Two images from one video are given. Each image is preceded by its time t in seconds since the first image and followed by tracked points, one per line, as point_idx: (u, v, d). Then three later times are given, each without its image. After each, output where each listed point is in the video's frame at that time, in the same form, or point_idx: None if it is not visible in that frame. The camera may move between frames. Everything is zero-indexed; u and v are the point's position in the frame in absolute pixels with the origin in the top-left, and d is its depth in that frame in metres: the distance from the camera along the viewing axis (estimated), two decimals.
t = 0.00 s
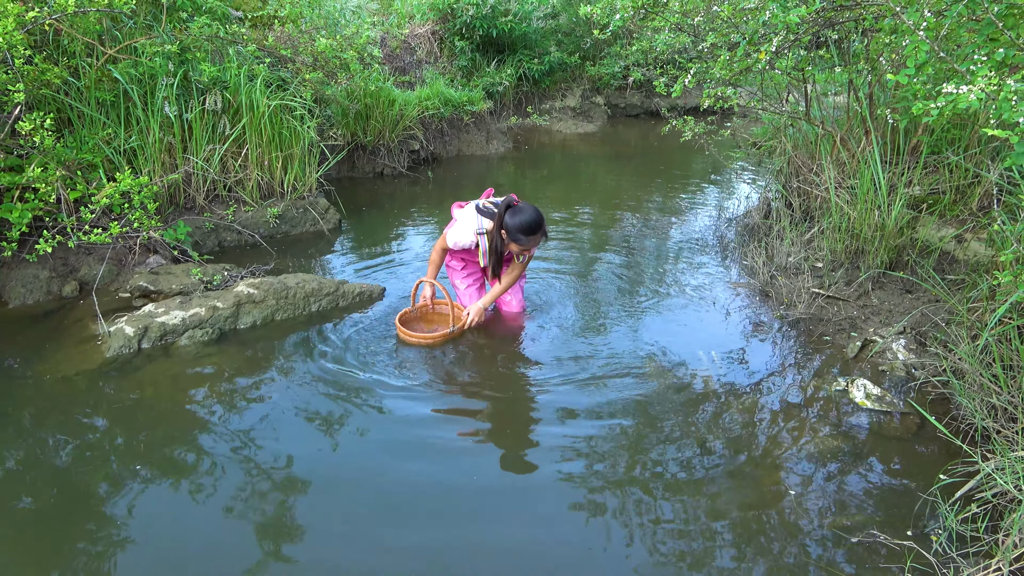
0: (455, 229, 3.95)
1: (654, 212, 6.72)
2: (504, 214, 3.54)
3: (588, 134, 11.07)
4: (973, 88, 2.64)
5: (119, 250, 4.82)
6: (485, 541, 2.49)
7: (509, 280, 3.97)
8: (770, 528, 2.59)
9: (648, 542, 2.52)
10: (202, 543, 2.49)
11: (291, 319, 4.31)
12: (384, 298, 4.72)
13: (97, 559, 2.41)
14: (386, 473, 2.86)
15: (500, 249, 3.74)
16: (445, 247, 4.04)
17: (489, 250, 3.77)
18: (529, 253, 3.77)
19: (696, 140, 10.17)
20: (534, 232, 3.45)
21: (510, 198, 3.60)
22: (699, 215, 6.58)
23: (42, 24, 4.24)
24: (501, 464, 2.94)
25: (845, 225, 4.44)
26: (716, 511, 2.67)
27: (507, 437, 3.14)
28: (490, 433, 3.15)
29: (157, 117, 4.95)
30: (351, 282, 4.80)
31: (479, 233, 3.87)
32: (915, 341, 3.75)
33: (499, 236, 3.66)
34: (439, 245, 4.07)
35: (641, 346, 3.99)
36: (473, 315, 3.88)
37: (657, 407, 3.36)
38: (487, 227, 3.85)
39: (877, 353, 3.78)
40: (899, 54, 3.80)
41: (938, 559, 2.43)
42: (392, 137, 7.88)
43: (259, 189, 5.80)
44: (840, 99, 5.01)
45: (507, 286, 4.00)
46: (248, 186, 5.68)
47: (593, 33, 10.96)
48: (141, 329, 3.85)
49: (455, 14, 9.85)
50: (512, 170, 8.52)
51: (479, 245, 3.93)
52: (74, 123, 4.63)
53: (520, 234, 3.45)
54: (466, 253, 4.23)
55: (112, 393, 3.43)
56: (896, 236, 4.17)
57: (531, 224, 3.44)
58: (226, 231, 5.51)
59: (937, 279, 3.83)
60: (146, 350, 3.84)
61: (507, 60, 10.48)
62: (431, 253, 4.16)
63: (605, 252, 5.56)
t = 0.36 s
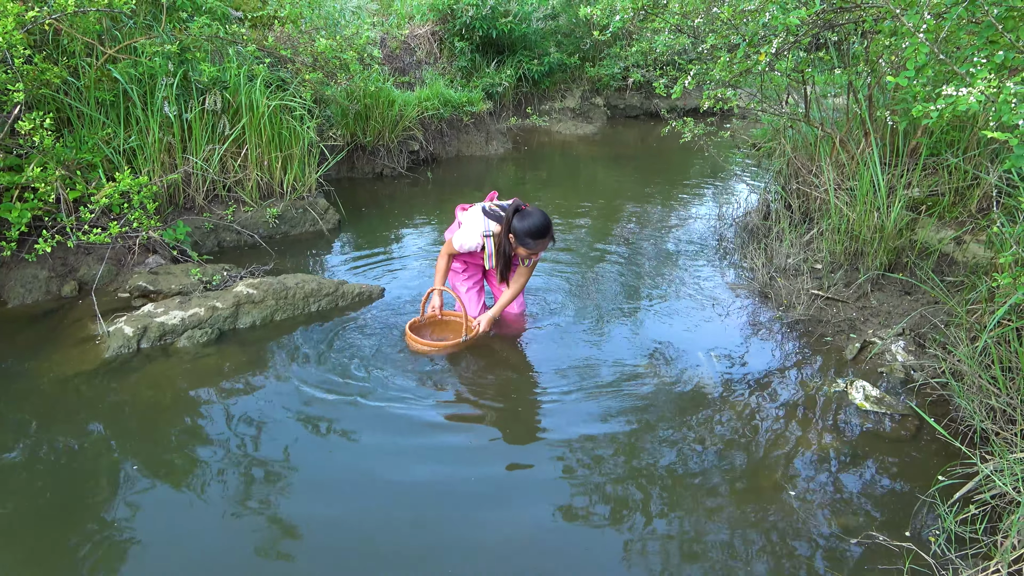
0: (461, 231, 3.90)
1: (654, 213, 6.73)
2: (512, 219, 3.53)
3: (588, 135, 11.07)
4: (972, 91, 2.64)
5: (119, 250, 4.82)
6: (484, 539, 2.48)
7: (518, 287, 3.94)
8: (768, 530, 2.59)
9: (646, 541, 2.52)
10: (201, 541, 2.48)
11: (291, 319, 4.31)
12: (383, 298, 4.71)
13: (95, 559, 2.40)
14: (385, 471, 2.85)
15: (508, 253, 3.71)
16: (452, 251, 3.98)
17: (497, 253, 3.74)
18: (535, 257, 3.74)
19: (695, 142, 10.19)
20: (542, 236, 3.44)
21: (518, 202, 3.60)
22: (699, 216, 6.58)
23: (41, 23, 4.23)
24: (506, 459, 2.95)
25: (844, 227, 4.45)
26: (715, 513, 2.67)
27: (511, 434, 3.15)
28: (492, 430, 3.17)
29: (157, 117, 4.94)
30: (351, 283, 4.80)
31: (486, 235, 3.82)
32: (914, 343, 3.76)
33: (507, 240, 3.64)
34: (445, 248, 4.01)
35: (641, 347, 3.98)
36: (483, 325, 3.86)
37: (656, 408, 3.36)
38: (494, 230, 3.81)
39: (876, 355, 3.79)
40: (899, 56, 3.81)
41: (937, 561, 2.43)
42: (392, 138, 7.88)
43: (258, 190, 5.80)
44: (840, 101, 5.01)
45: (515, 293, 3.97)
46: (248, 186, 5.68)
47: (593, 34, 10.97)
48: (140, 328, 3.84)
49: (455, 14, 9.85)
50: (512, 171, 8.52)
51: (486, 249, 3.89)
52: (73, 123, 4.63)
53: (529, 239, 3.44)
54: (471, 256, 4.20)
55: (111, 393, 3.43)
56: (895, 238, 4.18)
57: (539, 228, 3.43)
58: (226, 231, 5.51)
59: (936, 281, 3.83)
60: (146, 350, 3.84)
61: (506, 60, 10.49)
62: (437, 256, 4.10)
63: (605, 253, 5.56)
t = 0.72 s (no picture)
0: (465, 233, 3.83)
1: (652, 214, 6.74)
2: (518, 218, 3.48)
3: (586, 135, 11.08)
4: (970, 91, 2.64)
5: (116, 251, 4.82)
6: (481, 540, 2.50)
7: (529, 287, 3.94)
8: (766, 530, 2.59)
9: (644, 542, 2.52)
10: (199, 541, 2.49)
11: (289, 320, 4.31)
12: (381, 299, 4.70)
13: (92, 560, 2.40)
14: (385, 472, 2.86)
15: (515, 253, 3.68)
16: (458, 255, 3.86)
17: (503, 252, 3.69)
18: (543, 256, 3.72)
19: (694, 143, 10.20)
20: (550, 235, 3.40)
21: (522, 200, 3.53)
22: (697, 216, 6.59)
23: (39, 24, 4.22)
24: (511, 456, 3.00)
25: (842, 227, 4.46)
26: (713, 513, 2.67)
27: (516, 431, 3.20)
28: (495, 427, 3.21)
29: (155, 118, 4.94)
30: (349, 283, 4.80)
31: (492, 236, 3.74)
32: (912, 343, 3.76)
33: (514, 240, 3.61)
34: (450, 253, 3.90)
35: (638, 347, 3.98)
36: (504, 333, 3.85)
37: (655, 408, 3.36)
38: (501, 230, 3.73)
39: (875, 355, 3.79)
40: (896, 57, 3.81)
41: (935, 561, 2.43)
42: (390, 139, 7.88)
43: (257, 190, 5.80)
44: (837, 102, 5.02)
45: (527, 293, 3.97)
46: (246, 187, 5.68)
47: (591, 35, 10.97)
48: (138, 329, 3.84)
49: (453, 15, 9.85)
50: (510, 172, 8.53)
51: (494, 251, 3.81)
52: (72, 123, 4.63)
53: (539, 239, 3.41)
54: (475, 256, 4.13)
55: (108, 394, 3.42)
56: (893, 238, 4.18)
57: (546, 228, 3.39)
58: (224, 232, 5.51)
59: (934, 281, 3.84)
60: (143, 351, 3.83)
61: (505, 61, 10.49)
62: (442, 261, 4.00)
63: (604, 254, 5.56)
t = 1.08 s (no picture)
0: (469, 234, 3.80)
1: (652, 214, 6.74)
2: (525, 219, 3.50)
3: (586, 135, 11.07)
4: (969, 91, 2.64)
5: (115, 251, 4.82)
6: (483, 539, 2.50)
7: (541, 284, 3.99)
8: (765, 531, 2.59)
9: (643, 542, 2.52)
10: (200, 541, 2.49)
11: (288, 320, 4.31)
12: (380, 299, 4.70)
13: (91, 560, 2.40)
14: (387, 471, 2.86)
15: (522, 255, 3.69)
16: (471, 264, 3.79)
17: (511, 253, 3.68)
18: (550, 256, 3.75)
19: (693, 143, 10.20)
20: (557, 233, 3.42)
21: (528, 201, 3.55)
22: (697, 217, 6.58)
23: (39, 24, 4.22)
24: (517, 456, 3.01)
25: (842, 228, 4.46)
26: (712, 514, 2.67)
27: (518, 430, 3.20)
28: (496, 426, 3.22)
29: (154, 118, 4.94)
30: (348, 284, 4.80)
31: (498, 238, 3.72)
32: (912, 343, 3.76)
33: (521, 242, 3.61)
34: (461, 263, 3.82)
35: (636, 347, 3.98)
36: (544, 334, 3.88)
37: (655, 409, 3.36)
38: (507, 231, 3.71)
39: (874, 356, 3.78)
40: (896, 57, 3.80)
41: (935, 562, 2.43)
42: (390, 139, 7.87)
43: (256, 190, 5.80)
44: (836, 102, 5.02)
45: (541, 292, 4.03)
46: (245, 187, 5.68)
47: (591, 35, 10.97)
48: (137, 329, 3.83)
49: (452, 15, 9.85)
50: (509, 172, 8.52)
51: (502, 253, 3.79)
52: (71, 123, 4.62)
53: (546, 238, 3.42)
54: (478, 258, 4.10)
55: (108, 395, 3.42)
56: (892, 239, 4.18)
57: (552, 226, 3.41)
58: (223, 231, 5.51)
59: (933, 281, 3.84)
60: (143, 351, 3.83)
61: (504, 61, 10.49)
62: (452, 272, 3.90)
63: (603, 254, 5.56)
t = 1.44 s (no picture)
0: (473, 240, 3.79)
1: (651, 214, 6.74)
2: (530, 224, 3.54)
3: (585, 135, 11.07)
4: (968, 92, 2.64)
5: (115, 251, 4.82)
6: (482, 536, 2.52)
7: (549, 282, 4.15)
8: (764, 531, 2.59)
9: (643, 542, 2.52)
10: (200, 540, 2.49)
11: (287, 320, 4.31)
12: (380, 299, 4.70)
13: (90, 560, 2.40)
14: (386, 471, 2.86)
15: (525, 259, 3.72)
16: (481, 274, 3.76)
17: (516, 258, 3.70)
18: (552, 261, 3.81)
19: (692, 143, 10.21)
20: (562, 239, 3.47)
21: (533, 206, 3.60)
22: (696, 217, 6.59)
23: (38, 24, 4.22)
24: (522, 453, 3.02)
25: (841, 228, 4.47)
26: (710, 514, 2.67)
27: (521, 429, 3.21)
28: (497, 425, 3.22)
29: (153, 118, 4.94)
30: (348, 284, 4.80)
31: (503, 242, 3.72)
32: (911, 344, 3.76)
33: (524, 245, 3.65)
34: (472, 274, 3.79)
35: (635, 347, 3.99)
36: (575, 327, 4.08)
37: (654, 408, 3.36)
38: (511, 236, 3.72)
39: (873, 356, 3.78)
40: (894, 58, 3.81)
41: (933, 562, 2.43)
42: (389, 139, 7.87)
43: (255, 191, 5.80)
44: (835, 102, 5.02)
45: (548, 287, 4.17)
46: (244, 187, 5.68)
47: (590, 36, 10.98)
48: (136, 330, 3.83)
49: (451, 15, 9.85)
50: (508, 173, 8.52)
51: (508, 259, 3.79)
52: (70, 123, 4.62)
53: (552, 244, 3.47)
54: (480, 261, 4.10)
55: (107, 395, 3.42)
56: (891, 239, 4.18)
57: (556, 232, 3.46)
58: (222, 232, 5.51)
59: (932, 282, 3.84)
60: (142, 352, 3.83)
61: (504, 62, 10.50)
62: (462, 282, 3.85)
63: (603, 255, 5.56)
